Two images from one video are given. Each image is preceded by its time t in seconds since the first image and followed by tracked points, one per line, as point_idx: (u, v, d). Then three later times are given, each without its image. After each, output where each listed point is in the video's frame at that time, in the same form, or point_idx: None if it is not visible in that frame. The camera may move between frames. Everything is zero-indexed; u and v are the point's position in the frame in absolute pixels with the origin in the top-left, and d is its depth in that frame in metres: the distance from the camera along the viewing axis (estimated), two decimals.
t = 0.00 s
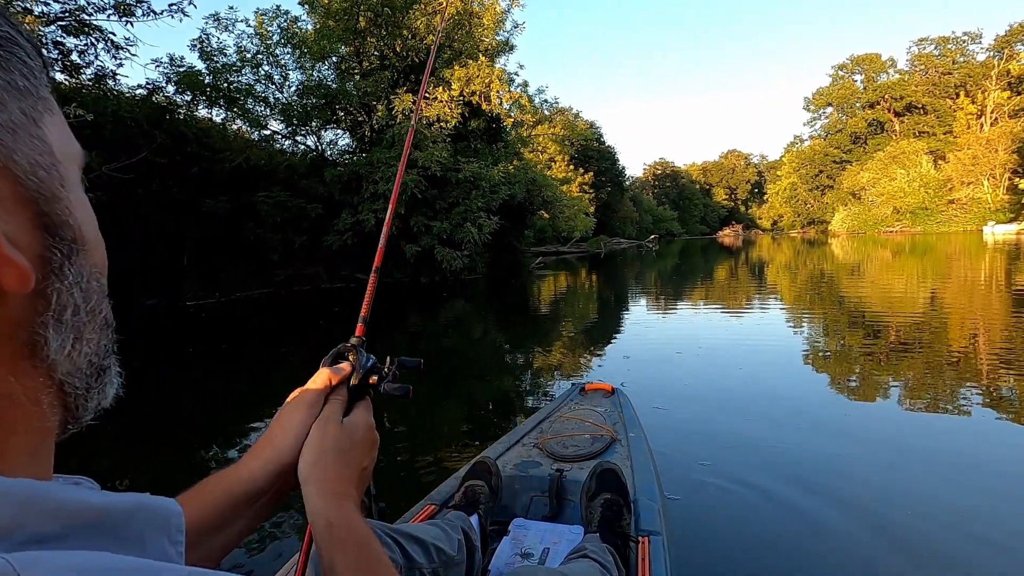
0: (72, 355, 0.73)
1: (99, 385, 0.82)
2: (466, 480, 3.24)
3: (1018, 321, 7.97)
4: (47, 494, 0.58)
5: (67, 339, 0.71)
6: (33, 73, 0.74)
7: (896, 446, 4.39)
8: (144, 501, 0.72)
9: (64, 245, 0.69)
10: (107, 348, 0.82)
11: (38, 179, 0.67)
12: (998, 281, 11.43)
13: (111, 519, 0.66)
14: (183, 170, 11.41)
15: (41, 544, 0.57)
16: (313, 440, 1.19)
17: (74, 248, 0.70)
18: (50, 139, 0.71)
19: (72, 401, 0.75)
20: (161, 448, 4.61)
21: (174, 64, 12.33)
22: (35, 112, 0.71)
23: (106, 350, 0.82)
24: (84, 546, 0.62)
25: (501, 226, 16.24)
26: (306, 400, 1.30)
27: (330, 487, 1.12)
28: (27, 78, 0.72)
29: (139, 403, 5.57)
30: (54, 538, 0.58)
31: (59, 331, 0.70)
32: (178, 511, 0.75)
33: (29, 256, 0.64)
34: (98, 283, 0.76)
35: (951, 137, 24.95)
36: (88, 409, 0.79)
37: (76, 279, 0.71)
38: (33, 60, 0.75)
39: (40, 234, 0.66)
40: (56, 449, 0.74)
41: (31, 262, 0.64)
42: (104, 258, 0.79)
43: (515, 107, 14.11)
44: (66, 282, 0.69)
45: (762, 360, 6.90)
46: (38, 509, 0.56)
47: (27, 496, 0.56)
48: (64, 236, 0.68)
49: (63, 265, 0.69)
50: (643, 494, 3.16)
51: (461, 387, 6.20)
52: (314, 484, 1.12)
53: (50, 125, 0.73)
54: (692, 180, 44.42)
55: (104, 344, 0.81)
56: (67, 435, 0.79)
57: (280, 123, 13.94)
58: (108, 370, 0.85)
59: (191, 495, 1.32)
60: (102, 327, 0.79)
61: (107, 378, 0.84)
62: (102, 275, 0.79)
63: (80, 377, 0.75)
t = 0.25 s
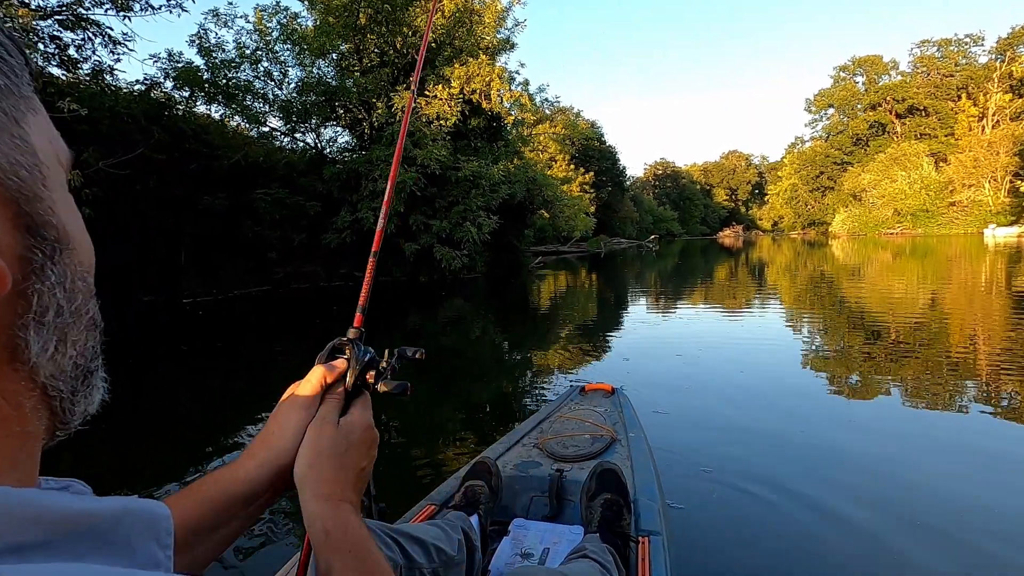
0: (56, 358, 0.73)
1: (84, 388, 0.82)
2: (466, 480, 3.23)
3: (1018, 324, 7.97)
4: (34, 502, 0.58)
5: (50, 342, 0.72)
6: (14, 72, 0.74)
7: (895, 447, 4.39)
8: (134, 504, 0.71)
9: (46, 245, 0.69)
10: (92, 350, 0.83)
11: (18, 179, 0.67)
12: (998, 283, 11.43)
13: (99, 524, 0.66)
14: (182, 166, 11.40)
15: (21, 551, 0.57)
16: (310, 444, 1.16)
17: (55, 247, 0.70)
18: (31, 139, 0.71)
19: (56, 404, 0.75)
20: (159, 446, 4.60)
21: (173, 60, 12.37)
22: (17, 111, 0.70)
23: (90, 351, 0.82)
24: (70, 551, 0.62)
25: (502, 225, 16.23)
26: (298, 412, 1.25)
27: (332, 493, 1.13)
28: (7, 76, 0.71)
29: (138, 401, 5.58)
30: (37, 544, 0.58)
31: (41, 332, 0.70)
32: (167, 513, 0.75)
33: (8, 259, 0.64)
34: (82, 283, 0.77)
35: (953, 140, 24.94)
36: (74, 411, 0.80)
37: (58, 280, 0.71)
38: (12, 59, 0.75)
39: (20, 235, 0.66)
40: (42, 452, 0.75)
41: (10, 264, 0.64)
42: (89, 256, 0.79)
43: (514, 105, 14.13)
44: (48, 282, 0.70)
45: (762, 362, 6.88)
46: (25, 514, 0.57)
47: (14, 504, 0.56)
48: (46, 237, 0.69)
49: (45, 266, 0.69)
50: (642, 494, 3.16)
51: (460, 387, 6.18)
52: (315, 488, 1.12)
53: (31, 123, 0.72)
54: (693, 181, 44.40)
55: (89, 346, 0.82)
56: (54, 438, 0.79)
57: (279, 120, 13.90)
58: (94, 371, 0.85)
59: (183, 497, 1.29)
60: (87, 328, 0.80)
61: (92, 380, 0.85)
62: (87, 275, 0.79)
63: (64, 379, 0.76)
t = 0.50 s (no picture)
0: (44, 361, 0.73)
1: (75, 391, 0.82)
2: (467, 480, 3.23)
3: (1017, 325, 7.96)
4: (21, 503, 0.59)
5: (37, 344, 0.72)
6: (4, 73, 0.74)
7: (894, 448, 4.39)
8: (128, 506, 0.70)
9: (33, 247, 0.69)
10: (84, 352, 0.83)
11: (5, 179, 0.67)
12: (998, 284, 11.43)
13: (84, 528, 0.65)
14: (180, 165, 11.39)
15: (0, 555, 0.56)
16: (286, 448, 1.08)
17: (44, 248, 0.70)
18: (21, 143, 0.71)
19: (45, 407, 0.75)
20: (156, 446, 4.59)
21: (170, 58, 12.35)
22: (5, 113, 0.71)
23: (81, 355, 0.82)
24: (56, 554, 0.62)
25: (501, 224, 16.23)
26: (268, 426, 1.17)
27: (316, 503, 1.10)
28: None
29: (136, 400, 5.58)
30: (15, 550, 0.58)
31: (28, 334, 0.70)
32: (159, 516, 0.73)
33: None
34: (72, 284, 0.77)
35: (954, 141, 24.92)
36: (65, 414, 0.80)
37: (46, 282, 0.71)
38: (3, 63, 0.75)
39: (8, 237, 0.66)
40: (32, 454, 0.75)
41: None
42: (81, 257, 0.79)
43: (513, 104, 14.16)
44: (35, 286, 0.70)
45: (762, 362, 6.87)
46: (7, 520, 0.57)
47: None
48: (34, 239, 0.69)
49: (32, 269, 0.69)
50: (643, 494, 3.15)
51: (459, 388, 6.16)
52: (298, 499, 1.08)
53: (22, 128, 0.73)
54: (693, 181, 44.41)
55: (81, 348, 0.82)
56: (45, 442, 0.79)
57: (277, 119, 13.79)
58: (85, 374, 0.85)
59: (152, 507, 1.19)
60: (78, 331, 0.80)
61: (83, 383, 0.85)
62: (79, 277, 0.79)
63: (54, 382, 0.76)
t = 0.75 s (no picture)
0: (24, 357, 0.75)
1: (58, 387, 0.84)
2: (467, 480, 3.22)
3: (1019, 324, 7.96)
4: None
5: (16, 340, 0.73)
6: None
7: (895, 448, 4.38)
8: (108, 499, 0.70)
9: (6, 243, 0.71)
10: (65, 349, 0.84)
11: None
12: (999, 283, 11.41)
13: (67, 524, 0.65)
14: (177, 166, 11.40)
15: None
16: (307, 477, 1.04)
17: (16, 244, 0.72)
18: None
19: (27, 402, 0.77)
20: (154, 446, 4.61)
21: (166, 58, 12.33)
22: None
23: (62, 351, 0.83)
24: (43, 547, 0.63)
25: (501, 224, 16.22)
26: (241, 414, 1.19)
27: (352, 537, 1.05)
28: None
29: (133, 401, 5.59)
30: None
31: (5, 331, 0.72)
32: (146, 510, 0.73)
33: None
34: (50, 280, 0.78)
35: (955, 140, 24.88)
36: (48, 410, 0.82)
37: (22, 278, 0.73)
38: None
39: None
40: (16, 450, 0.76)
41: None
42: (59, 254, 0.81)
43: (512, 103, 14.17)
44: (10, 281, 0.72)
45: (763, 362, 6.86)
46: None
47: None
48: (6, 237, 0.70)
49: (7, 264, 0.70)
50: (643, 494, 3.15)
51: (458, 389, 6.16)
52: (329, 536, 1.03)
53: None
54: (693, 181, 44.40)
55: (62, 344, 0.83)
56: (31, 436, 0.81)
57: (274, 119, 13.83)
58: (67, 371, 0.87)
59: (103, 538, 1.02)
60: (57, 326, 0.81)
61: (66, 379, 0.86)
62: (57, 273, 0.81)
63: (35, 378, 0.78)
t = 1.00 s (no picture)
0: (22, 351, 0.74)
1: (54, 380, 0.83)
2: (467, 480, 3.21)
3: (1019, 323, 7.97)
4: None
5: (15, 333, 0.73)
6: None
7: (894, 448, 4.37)
8: (109, 493, 0.67)
9: (4, 239, 0.70)
10: (59, 343, 0.84)
11: None
12: (1000, 282, 11.41)
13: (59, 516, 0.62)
14: (174, 168, 11.40)
15: None
16: (337, 464, 0.97)
17: (14, 240, 0.71)
18: None
19: (26, 397, 0.77)
20: (151, 450, 4.60)
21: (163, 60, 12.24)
22: None
23: (57, 346, 0.83)
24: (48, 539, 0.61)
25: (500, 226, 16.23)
26: (247, 427, 1.15)
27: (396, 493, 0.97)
28: None
29: (131, 404, 5.59)
30: None
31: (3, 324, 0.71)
32: (145, 503, 0.70)
33: None
34: (46, 276, 0.78)
35: (954, 139, 24.90)
36: (47, 403, 0.81)
37: (19, 273, 0.73)
38: None
39: None
40: (16, 440, 0.76)
41: None
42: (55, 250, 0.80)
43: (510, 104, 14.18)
44: (9, 275, 0.71)
45: (762, 362, 6.85)
46: None
47: None
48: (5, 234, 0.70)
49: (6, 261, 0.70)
50: (643, 494, 3.14)
51: (457, 391, 6.14)
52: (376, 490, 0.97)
53: None
54: (693, 181, 44.46)
55: (56, 337, 0.83)
56: (28, 432, 0.81)
57: (272, 121, 13.79)
58: (63, 364, 0.87)
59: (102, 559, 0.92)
60: (53, 321, 0.81)
61: (61, 373, 0.86)
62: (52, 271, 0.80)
63: (33, 371, 0.77)
